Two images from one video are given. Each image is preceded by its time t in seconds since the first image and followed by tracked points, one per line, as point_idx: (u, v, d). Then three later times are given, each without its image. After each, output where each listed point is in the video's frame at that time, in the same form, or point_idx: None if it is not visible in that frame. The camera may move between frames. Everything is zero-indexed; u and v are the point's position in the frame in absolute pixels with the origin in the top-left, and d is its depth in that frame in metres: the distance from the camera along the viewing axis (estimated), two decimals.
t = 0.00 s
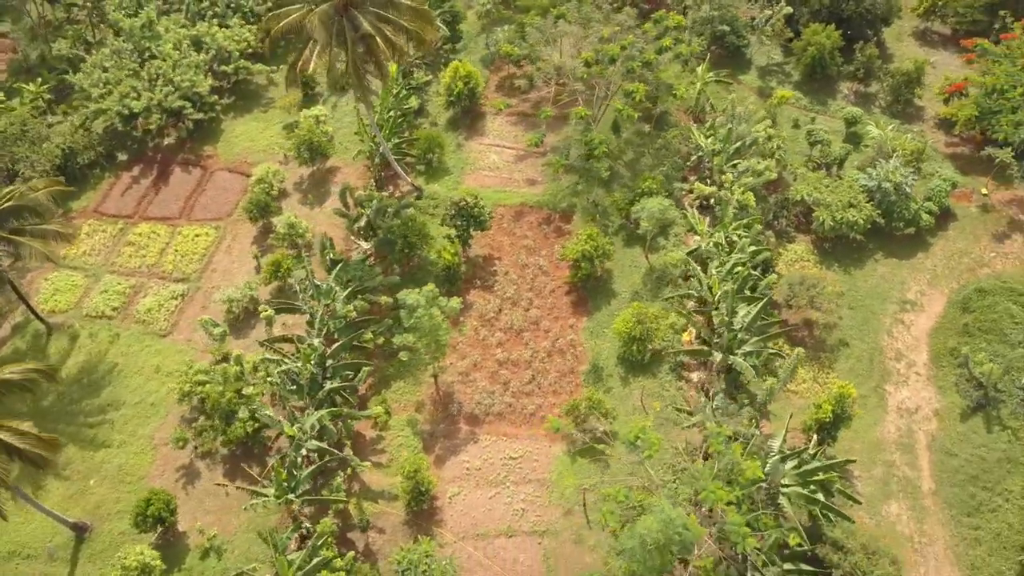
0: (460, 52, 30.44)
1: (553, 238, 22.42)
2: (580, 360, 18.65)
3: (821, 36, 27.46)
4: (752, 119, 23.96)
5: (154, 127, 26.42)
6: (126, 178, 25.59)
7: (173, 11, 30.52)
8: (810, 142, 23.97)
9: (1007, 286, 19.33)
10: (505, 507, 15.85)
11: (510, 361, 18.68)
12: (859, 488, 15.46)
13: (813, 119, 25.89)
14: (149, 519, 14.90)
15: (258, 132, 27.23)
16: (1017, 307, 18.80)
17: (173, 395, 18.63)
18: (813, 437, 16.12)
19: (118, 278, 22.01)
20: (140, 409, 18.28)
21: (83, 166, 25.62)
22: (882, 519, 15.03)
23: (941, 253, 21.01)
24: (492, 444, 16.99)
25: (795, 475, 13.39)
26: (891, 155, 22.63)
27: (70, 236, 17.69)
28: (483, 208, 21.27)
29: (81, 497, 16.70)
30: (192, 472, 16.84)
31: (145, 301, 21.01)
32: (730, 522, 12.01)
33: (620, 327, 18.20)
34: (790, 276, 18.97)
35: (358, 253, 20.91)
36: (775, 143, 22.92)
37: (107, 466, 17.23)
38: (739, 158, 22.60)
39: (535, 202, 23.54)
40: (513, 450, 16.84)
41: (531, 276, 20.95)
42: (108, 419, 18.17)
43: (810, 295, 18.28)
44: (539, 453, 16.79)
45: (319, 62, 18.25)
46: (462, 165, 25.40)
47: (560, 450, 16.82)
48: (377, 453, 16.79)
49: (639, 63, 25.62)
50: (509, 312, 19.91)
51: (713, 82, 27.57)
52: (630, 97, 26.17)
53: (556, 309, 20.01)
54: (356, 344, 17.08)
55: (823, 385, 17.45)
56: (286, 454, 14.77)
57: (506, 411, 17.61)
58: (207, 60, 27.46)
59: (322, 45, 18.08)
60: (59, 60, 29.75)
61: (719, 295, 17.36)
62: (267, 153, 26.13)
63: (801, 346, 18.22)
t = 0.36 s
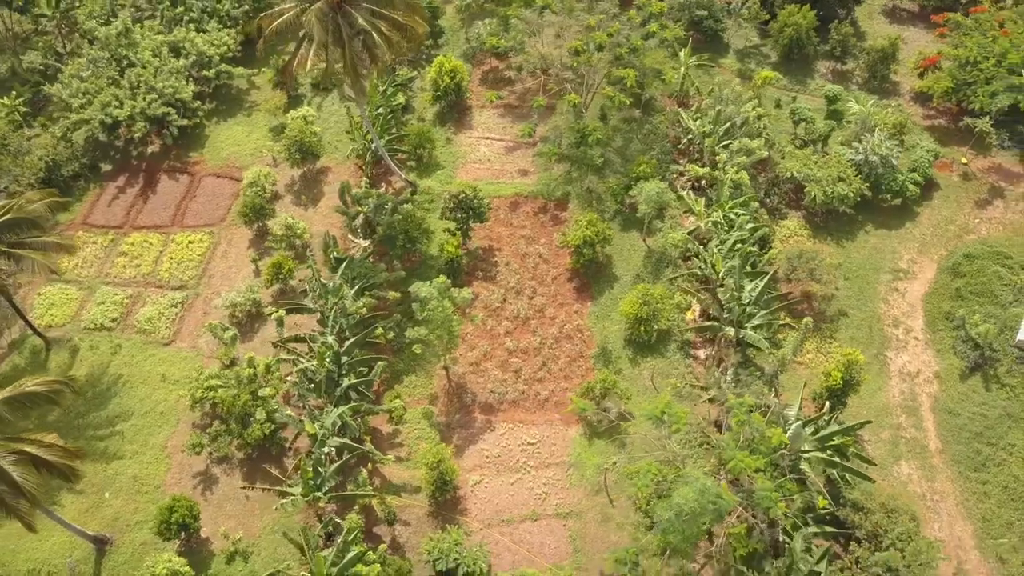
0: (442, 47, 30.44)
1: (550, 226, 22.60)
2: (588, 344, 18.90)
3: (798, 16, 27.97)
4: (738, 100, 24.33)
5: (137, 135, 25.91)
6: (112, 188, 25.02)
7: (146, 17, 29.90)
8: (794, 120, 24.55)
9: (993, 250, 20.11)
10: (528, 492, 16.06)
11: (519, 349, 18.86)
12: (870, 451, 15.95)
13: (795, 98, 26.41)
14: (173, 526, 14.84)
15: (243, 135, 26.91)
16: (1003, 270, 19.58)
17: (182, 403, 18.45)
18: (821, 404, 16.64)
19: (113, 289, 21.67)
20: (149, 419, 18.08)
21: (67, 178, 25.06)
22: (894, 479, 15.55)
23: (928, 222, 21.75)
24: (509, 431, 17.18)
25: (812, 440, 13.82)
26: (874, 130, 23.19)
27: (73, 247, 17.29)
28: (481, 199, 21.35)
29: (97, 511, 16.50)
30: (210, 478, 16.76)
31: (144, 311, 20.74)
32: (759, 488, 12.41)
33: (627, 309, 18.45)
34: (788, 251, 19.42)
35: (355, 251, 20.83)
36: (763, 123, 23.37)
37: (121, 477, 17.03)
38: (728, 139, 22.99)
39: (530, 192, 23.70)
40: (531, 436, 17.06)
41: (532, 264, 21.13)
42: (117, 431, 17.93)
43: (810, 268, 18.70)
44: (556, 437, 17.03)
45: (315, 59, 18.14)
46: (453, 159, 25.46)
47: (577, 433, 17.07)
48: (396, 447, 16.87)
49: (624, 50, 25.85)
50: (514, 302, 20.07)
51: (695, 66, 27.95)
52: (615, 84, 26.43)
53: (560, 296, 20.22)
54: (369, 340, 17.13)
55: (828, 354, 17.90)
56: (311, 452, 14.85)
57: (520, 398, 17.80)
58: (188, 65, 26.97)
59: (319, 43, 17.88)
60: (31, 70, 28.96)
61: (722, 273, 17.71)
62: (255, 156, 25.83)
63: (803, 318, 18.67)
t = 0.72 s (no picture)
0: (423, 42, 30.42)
1: (547, 215, 22.80)
2: (595, 328, 19.17)
3: None
4: (723, 82, 24.74)
5: (122, 144, 25.50)
6: (99, 199, 24.55)
7: (120, 24, 29.32)
8: (777, 100, 25.17)
9: (978, 216, 20.87)
10: (548, 476, 16.29)
11: (528, 337, 19.06)
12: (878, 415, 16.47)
13: (776, 79, 26.92)
14: (199, 531, 14.83)
15: (228, 138, 26.60)
16: (989, 234, 20.37)
17: (192, 409, 18.32)
18: (828, 373, 17.15)
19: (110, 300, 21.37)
20: (160, 428, 17.95)
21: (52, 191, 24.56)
22: (902, 440, 16.08)
23: (914, 192, 22.48)
24: (524, 417, 17.40)
25: (829, 407, 14.25)
26: (856, 105, 23.76)
27: (75, 258, 16.87)
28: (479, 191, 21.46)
29: (115, 522, 16.34)
30: (228, 482, 16.70)
31: (144, 320, 20.52)
32: (785, 455, 12.94)
33: (632, 292, 18.79)
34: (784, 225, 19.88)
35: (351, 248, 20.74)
36: (749, 104, 23.82)
37: (136, 487, 16.87)
38: (717, 121, 23.38)
39: (524, 182, 23.86)
40: (546, 421, 17.29)
41: (533, 253, 21.31)
42: (129, 442, 17.75)
43: (807, 241, 19.17)
44: (572, 421, 17.29)
45: (311, 56, 18.05)
46: (443, 153, 25.48)
47: (591, 415, 17.35)
48: (413, 440, 16.97)
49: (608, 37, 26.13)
50: (518, 290, 20.25)
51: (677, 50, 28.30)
52: (601, 71, 26.66)
53: (563, 282, 20.44)
54: (382, 335, 17.19)
55: (829, 324, 18.39)
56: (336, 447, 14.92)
57: (532, 385, 18.01)
58: (169, 72, 26.55)
59: (313, 38, 17.77)
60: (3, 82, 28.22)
61: (725, 251, 18.22)
62: (243, 159, 25.57)
63: (802, 290, 19.13)
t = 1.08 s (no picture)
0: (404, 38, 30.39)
1: (543, 203, 23.00)
2: (601, 312, 19.46)
3: None
4: (707, 65, 25.11)
5: (107, 154, 25.10)
6: (87, 211, 24.14)
7: (95, 33, 28.79)
8: (759, 80, 25.68)
9: (961, 184, 21.58)
10: (568, 458, 16.54)
11: (535, 324, 19.28)
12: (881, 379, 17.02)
13: (755, 60, 27.43)
14: (227, 534, 14.83)
15: (214, 142, 26.28)
16: (973, 201, 21.12)
17: (204, 415, 18.20)
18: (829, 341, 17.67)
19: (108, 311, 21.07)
20: (173, 435, 17.83)
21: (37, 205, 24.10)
22: (907, 402, 16.65)
23: (897, 164, 23.16)
24: (539, 402, 17.63)
25: (840, 372, 14.70)
26: (837, 83, 24.34)
27: (79, 268, 16.64)
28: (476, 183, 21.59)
29: (136, 532, 16.20)
30: (248, 485, 16.67)
31: (146, 329, 20.32)
32: (806, 420, 13.63)
33: (636, 274, 19.10)
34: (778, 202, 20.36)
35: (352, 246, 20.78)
36: (733, 86, 24.29)
37: (154, 496, 16.73)
38: (705, 103, 23.78)
39: (517, 172, 24.03)
40: (561, 405, 17.55)
41: (533, 242, 21.53)
42: (141, 451, 17.59)
43: (802, 216, 19.65)
44: (586, 403, 17.55)
45: (308, 55, 18.51)
46: (434, 147, 25.50)
47: (605, 396, 17.64)
48: (431, 431, 17.11)
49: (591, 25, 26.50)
50: (522, 279, 20.46)
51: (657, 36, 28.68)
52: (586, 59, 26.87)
53: (565, 269, 20.68)
54: (394, 329, 17.23)
55: (828, 295, 18.89)
56: (361, 442, 15.02)
57: (544, 371, 18.24)
58: (150, 79, 26.18)
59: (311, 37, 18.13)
60: None
61: (725, 230, 18.75)
62: (232, 163, 25.33)
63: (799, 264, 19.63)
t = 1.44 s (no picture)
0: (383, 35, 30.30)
1: (537, 192, 23.18)
2: (604, 295, 19.75)
3: None
4: (690, 49, 25.47)
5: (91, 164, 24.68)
6: (75, 222, 23.75)
7: (68, 42, 28.21)
8: (739, 62, 26.16)
9: (942, 154, 22.27)
10: (585, 440, 16.81)
11: (541, 311, 19.50)
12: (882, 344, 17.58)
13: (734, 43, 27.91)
14: (253, 535, 14.84)
15: (199, 148, 25.97)
16: (954, 169, 21.81)
17: (216, 420, 18.10)
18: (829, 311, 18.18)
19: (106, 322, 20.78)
20: (187, 442, 17.72)
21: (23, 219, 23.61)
22: (907, 365, 17.21)
23: (878, 138, 23.82)
24: (552, 387, 17.86)
25: (847, 340, 15.13)
26: (817, 61, 24.88)
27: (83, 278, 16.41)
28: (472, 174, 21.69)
29: (157, 540, 16.08)
30: (267, 486, 16.64)
31: (148, 337, 20.12)
32: (826, 382, 13.98)
33: (637, 256, 19.41)
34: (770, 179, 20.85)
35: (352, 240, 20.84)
36: (717, 69, 24.71)
37: (173, 503, 16.62)
38: (691, 86, 24.15)
39: (509, 163, 24.15)
40: (573, 388, 17.81)
41: (531, 231, 21.73)
42: (155, 460, 17.45)
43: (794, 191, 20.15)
44: (598, 385, 17.83)
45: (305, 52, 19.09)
46: (424, 141, 25.44)
47: (615, 377, 17.93)
48: (447, 422, 17.25)
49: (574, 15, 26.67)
50: (524, 267, 20.66)
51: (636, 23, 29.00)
52: (569, 48, 27.08)
53: (565, 255, 20.91)
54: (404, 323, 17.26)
55: (824, 267, 19.40)
56: (385, 434, 15.15)
57: (553, 356, 18.47)
58: (131, 86, 25.77)
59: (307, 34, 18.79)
60: None
61: (724, 206, 19.17)
62: (220, 167, 25.08)
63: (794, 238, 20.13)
